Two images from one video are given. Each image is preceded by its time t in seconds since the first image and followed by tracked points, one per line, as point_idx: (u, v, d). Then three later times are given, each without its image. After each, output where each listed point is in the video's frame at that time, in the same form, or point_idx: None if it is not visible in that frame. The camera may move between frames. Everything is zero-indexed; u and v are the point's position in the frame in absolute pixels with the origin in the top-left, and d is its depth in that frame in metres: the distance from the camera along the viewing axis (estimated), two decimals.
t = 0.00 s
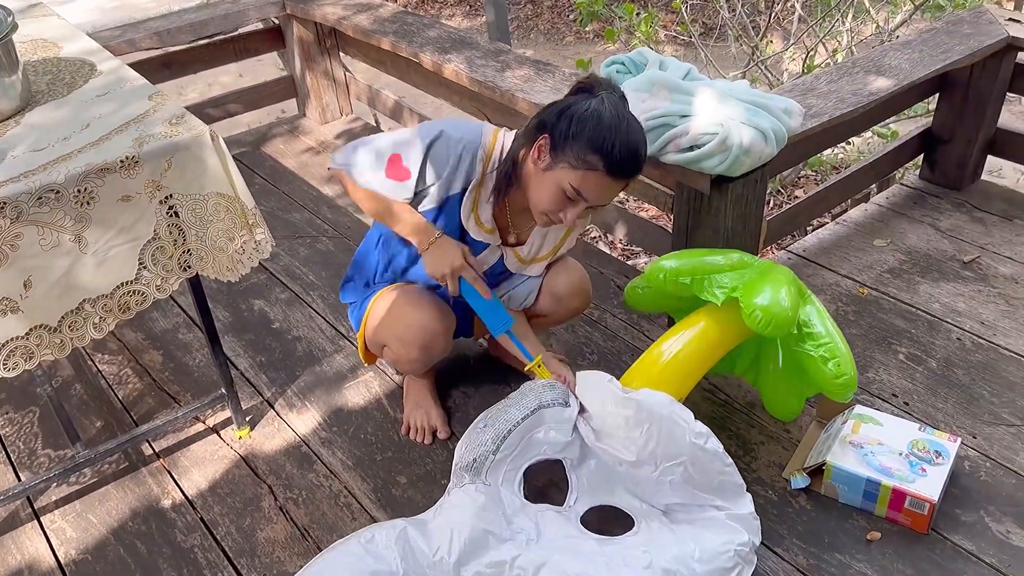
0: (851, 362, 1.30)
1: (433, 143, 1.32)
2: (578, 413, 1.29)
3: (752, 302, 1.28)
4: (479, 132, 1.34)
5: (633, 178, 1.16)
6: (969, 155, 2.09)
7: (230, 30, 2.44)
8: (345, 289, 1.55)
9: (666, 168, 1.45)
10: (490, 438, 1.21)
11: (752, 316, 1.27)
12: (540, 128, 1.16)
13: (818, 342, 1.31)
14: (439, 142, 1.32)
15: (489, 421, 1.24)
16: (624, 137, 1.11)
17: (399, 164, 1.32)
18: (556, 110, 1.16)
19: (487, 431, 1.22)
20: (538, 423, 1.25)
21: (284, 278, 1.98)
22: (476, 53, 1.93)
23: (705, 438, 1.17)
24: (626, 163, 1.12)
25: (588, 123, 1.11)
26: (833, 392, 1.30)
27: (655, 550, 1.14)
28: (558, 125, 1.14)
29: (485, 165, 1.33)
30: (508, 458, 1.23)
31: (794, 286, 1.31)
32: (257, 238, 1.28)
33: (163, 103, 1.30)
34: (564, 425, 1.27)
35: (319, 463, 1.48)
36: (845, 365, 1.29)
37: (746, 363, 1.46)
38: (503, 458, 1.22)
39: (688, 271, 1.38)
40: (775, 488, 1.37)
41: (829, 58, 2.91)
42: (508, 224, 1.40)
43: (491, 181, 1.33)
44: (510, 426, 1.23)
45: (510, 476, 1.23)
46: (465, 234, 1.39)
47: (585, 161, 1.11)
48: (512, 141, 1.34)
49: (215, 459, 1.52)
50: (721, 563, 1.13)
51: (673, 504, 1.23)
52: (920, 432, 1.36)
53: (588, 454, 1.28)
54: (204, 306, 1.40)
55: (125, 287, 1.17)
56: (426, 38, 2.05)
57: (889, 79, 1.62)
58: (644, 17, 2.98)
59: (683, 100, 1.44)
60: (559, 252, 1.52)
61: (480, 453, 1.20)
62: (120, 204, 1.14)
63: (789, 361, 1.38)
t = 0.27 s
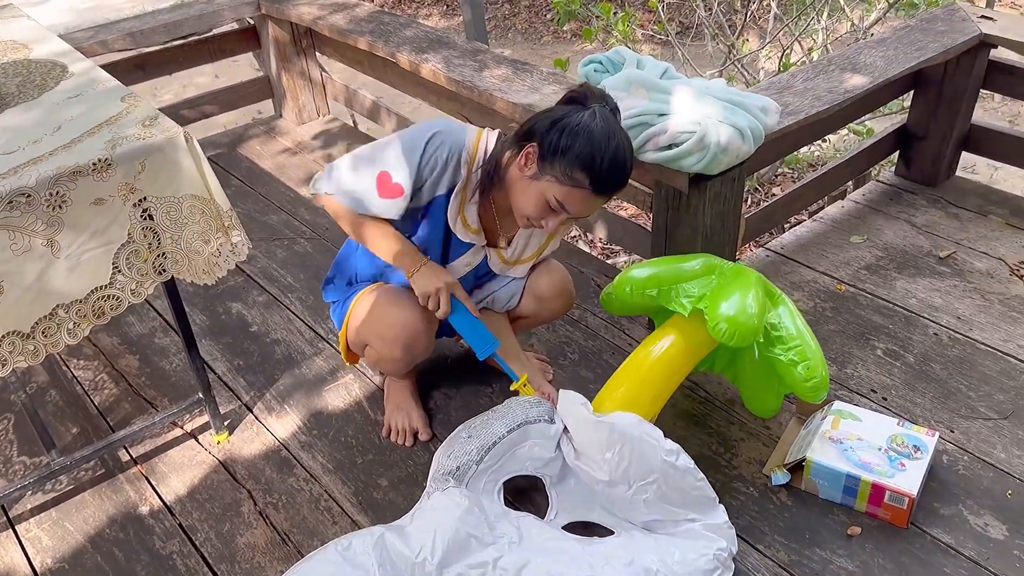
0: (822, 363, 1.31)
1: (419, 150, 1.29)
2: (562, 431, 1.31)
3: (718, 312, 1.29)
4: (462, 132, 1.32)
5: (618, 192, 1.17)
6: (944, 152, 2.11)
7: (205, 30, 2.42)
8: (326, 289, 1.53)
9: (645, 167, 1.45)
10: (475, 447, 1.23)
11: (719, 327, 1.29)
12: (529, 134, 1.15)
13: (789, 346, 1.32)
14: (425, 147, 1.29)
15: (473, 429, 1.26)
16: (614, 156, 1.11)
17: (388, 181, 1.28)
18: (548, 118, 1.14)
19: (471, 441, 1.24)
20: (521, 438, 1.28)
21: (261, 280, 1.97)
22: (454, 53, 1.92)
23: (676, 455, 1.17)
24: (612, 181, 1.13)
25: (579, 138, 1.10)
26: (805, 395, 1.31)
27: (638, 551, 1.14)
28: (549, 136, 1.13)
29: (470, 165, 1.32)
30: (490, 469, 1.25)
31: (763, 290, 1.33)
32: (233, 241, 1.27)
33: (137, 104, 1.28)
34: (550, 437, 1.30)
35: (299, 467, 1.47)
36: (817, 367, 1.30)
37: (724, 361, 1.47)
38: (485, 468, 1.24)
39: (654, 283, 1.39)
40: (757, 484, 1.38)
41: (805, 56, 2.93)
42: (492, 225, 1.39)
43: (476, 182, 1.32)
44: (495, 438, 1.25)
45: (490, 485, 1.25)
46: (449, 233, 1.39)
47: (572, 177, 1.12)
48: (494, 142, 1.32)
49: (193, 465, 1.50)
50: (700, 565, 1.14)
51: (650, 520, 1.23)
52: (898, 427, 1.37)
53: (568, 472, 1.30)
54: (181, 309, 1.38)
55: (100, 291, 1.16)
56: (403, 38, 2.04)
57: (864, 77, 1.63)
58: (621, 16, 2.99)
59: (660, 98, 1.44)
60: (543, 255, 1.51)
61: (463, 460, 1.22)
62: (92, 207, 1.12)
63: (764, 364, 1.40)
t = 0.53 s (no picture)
0: (808, 356, 1.32)
1: (410, 164, 1.26)
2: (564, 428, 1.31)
3: (706, 304, 1.29)
4: (445, 135, 1.30)
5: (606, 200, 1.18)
6: (923, 150, 2.13)
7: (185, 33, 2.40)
8: (312, 291, 1.53)
9: (628, 167, 1.46)
10: (480, 441, 1.24)
11: (707, 320, 1.28)
12: (520, 140, 1.14)
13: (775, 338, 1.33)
14: (417, 159, 1.27)
15: (479, 426, 1.26)
16: (606, 167, 1.11)
17: (390, 205, 1.26)
18: (541, 125, 1.13)
19: (476, 435, 1.25)
20: (525, 434, 1.28)
21: (243, 284, 1.95)
22: (435, 55, 1.92)
23: (668, 452, 1.18)
24: (602, 191, 1.14)
25: (573, 148, 1.10)
26: (792, 388, 1.31)
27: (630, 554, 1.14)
28: (542, 144, 1.12)
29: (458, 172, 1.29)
30: (493, 463, 1.25)
31: (749, 285, 1.33)
32: (215, 245, 1.26)
33: (116, 109, 1.26)
34: (555, 435, 1.30)
35: (284, 472, 1.46)
36: (802, 358, 1.31)
37: (710, 359, 1.48)
38: (488, 462, 1.24)
39: (642, 277, 1.40)
40: (742, 482, 1.38)
41: (785, 56, 2.95)
42: (479, 228, 1.39)
43: (462, 188, 1.31)
44: (498, 433, 1.25)
45: (492, 480, 1.24)
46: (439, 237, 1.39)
47: (564, 185, 1.12)
48: (479, 147, 1.29)
49: (177, 471, 1.49)
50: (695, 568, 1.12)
51: (645, 519, 1.21)
52: (881, 423, 1.38)
53: (567, 469, 1.30)
54: (163, 315, 1.37)
55: (80, 298, 1.14)
56: (384, 40, 2.04)
57: (843, 76, 1.64)
58: (602, 17, 3.00)
59: (642, 99, 1.44)
60: (532, 256, 1.51)
61: (468, 454, 1.22)
62: (72, 213, 1.11)
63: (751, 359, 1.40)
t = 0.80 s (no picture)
0: (797, 358, 1.33)
1: (381, 148, 1.30)
2: (535, 422, 1.29)
3: (699, 306, 1.30)
4: (429, 138, 1.33)
5: (584, 209, 1.17)
6: (905, 150, 2.15)
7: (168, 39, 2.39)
8: (296, 298, 1.52)
9: (613, 170, 1.46)
10: (448, 446, 1.20)
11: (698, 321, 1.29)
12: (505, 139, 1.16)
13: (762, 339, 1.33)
14: (389, 145, 1.30)
15: (446, 429, 1.23)
16: (586, 171, 1.11)
17: (350, 174, 1.29)
18: (528, 126, 1.15)
19: (443, 441, 1.21)
20: (494, 432, 1.25)
21: (229, 291, 1.94)
22: (420, 59, 1.92)
23: (659, 446, 1.17)
24: (580, 197, 1.13)
25: (555, 147, 1.11)
26: (781, 389, 1.32)
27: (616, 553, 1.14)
28: (526, 143, 1.13)
29: (438, 168, 1.32)
30: (464, 468, 1.22)
31: (738, 287, 1.35)
32: (199, 252, 1.24)
33: (98, 116, 1.26)
34: (524, 429, 1.27)
35: (271, 479, 1.45)
36: (790, 360, 1.31)
37: (697, 360, 1.48)
38: (458, 468, 1.21)
39: (633, 279, 1.40)
40: (730, 483, 1.39)
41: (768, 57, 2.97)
42: (461, 230, 1.40)
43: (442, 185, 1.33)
44: (465, 436, 1.22)
45: (466, 485, 1.22)
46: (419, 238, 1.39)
47: (543, 185, 1.12)
48: (462, 148, 1.33)
49: (163, 480, 1.47)
50: (677, 565, 1.14)
51: (628, 513, 1.22)
52: (867, 423, 1.39)
53: (544, 463, 1.28)
54: (147, 323, 1.36)
55: (63, 306, 1.13)
56: (368, 44, 2.03)
57: (826, 78, 1.65)
58: (586, 20, 3.01)
59: (626, 102, 1.44)
60: (515, 261, 1.50)
61: (437, 461, 1.19)
62: (54, 221, 1.10)
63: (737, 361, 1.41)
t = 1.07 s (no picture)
0: (774, 372, 1.33)
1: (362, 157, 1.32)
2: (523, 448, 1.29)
3: (675, 326, 1.30)
4: (409, 152, 1.34)
5: (554, 225, 1.15)
6: (884, 160, 2.17)
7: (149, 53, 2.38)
8: (277, 315, 1.52)
9: (593, 185, 1.47)
10: (436, 468, 1.21)
11: (676, 340, 1.29)
12: (484, 150, 1.18)
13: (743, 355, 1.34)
14: (369, 155, 1.33)
15: (433, 453, 1.23)
16: (555, 180, 1.11)
17: (326, 181, 1.31)
18: (507, 139, 1.16)
19: (431, 463, 1.22)
20: (482, 456, 1.25)
21: (211, 306, 1.94)
22: (401, 73, 1.92)
23: (638, 472, 1.17)
24: (547, 207, 1.12)
25: (525, 155, 1.12)
26: (760, 404, 1.33)
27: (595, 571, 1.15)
28: (499, 152, 1.15)
29: (415, 179, 1.33)
30: (451, 490, 1.22)
31: (715, 303, 1.35)
32: (178, 271, 1.23)
33: (76, 136, 1.25)
34: (511, 455, 1.27)
35: (253, 498, 1.45)
36: (768, 375, 1.32)
37: (678, 374, 1.48)
38: (446, 490, 1.21)
39: (612, 298, 1.40)
40: (711, 496, 1.39)
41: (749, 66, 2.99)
42: (440, 245, 1.40)
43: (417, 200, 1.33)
44: (454, 458, 1.22)
45: (450, 507, 1.22)
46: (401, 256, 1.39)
47: (513, 194, 1.12)
48: (440, 164, 1.33)
49: (144, 499, 1.47)
50: None
51: (610, 538, 1.22)
52: (846, 434, 1.40)
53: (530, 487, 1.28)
54: (127, 342, 1.36)
55: (42, 328, 1.13)
56: (349, 58, 2.03)
57: (803, 91, 1.67)
58: (568, 30, 3.02)
59: (605, 118, 1.45)
60: (494, 277, 1.51)
61: (422, 483, 1.19)
62: (31, 243, 1.09)
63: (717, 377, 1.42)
